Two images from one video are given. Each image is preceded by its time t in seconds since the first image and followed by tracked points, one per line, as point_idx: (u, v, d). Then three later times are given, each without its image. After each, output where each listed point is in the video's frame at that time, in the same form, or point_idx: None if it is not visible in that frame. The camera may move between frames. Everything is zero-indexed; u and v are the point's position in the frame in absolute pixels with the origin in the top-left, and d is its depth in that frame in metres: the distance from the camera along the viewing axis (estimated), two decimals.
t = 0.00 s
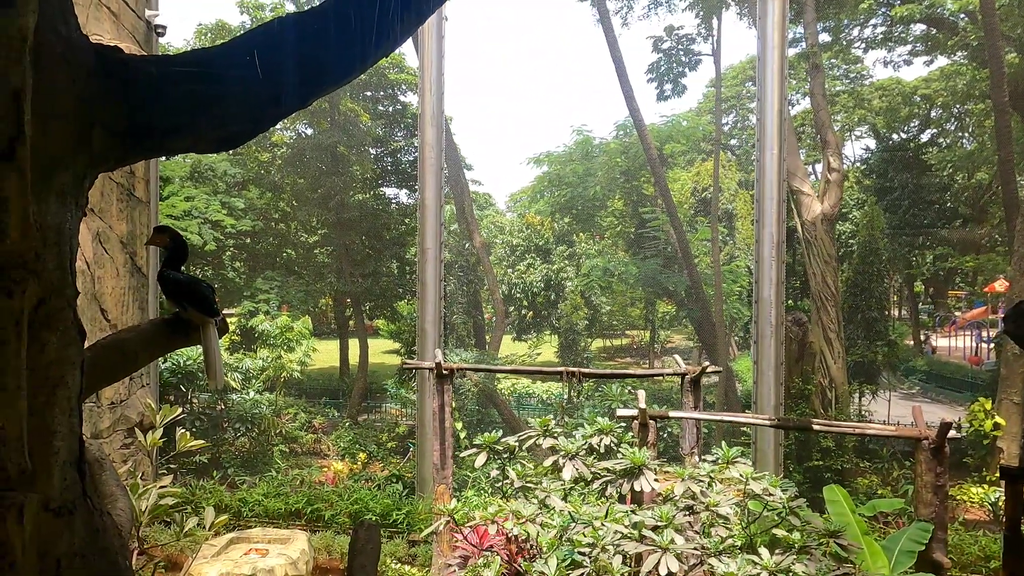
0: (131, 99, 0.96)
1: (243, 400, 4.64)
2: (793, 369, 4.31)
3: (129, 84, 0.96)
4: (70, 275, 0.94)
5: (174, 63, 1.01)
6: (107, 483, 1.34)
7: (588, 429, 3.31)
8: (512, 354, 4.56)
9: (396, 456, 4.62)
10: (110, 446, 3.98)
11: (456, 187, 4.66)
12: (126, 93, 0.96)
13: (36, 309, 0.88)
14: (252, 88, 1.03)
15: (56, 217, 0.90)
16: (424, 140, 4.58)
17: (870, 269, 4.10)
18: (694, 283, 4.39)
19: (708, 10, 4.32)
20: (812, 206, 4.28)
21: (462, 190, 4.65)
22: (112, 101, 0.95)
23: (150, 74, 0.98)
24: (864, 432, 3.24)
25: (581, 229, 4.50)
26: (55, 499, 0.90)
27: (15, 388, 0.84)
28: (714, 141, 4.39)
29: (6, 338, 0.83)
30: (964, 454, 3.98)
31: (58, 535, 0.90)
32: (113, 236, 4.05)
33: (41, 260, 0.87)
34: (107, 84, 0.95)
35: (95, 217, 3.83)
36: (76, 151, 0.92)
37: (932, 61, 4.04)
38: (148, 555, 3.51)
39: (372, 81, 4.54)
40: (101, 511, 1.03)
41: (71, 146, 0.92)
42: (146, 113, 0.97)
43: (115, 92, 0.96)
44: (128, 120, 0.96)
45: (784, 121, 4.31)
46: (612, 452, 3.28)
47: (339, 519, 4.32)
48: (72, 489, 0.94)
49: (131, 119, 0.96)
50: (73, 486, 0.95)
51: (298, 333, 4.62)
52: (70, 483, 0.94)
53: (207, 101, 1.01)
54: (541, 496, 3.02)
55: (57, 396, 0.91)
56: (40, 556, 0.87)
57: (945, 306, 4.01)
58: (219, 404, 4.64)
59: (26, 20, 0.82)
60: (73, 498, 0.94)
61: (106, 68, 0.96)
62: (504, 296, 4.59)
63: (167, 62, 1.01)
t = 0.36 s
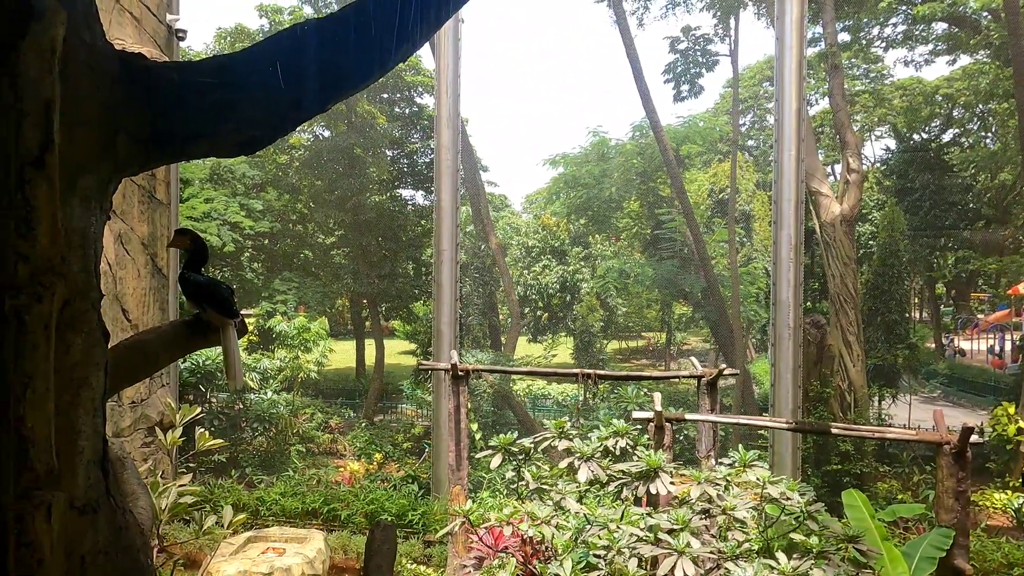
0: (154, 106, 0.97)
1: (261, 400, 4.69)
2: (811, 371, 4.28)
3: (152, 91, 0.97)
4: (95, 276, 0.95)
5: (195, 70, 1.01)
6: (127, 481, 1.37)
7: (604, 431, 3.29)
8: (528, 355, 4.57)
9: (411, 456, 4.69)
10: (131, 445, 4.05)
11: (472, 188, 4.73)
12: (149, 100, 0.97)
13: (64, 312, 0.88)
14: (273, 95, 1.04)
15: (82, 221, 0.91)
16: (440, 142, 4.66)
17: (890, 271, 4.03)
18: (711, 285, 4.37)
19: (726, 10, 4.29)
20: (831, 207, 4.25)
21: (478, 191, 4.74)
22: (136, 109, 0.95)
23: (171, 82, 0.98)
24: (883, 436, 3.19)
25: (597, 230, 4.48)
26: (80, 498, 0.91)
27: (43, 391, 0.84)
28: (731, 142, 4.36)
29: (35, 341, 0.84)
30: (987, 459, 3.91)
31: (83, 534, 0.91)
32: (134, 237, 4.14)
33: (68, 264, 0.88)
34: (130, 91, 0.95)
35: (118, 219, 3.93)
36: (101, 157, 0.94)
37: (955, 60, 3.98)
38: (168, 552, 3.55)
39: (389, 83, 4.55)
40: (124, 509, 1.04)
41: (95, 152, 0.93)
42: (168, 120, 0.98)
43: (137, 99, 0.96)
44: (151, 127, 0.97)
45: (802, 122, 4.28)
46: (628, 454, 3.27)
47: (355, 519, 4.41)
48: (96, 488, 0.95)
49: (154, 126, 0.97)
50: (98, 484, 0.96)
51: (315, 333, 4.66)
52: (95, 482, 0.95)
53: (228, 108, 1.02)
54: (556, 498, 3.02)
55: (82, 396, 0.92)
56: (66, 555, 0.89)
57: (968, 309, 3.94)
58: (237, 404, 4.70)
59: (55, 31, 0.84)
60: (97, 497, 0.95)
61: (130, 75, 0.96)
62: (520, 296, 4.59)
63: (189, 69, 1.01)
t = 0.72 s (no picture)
0: (171, 116, 0.97)
1: (273, 402, 4.72)
2: (824, 376, 4.24)
3: (169, 101, 0.98)
4: (113, 284, 0.89)
5: (212, 81, 1.03)
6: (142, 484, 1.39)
7: (615, 435, 3.29)
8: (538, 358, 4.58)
9: (422, 459, 4.73)
10: (147, 446, 4.11)
11: (483, 192, 4.79)
12: (166, 110, 0.97)
13: (86, 320, 0.83)
14: (287, 105, 1.06)
15: (101, 230, 0.87)
16: (452, 146, 4.70)
17: (904, 274, 4.01)
18: (722, 288, 4.35)
19: (737, 13, 4.28)
20: (844, 209, 4.21)
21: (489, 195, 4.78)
22: (154, 118, 0.96)
23: (189, 92, 1.00)
24: (896, 441, 3.18)
25: (607, 233, 4.47)
26: (101, 498, 0.85)
27: (68, 397, 0.79)
28: (743, 144, 4.35)
29: (57, 348, 0.78)
30: (1003, 464, 3.86)
31: (103, 534, 0.85)
32: (150, 241, 4.22)
33: (87, 271, 0.81)
34: (148, 101, 0.96)
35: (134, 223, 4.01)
36: (120, 168, 0.93)
37: (970, 62, 3.96)
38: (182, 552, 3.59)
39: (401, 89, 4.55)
40: (142, 510, 0.99)
41: (114, 162, 0.92)
42: (185, 129, 0.99)
43: (155, 109, 0.97)
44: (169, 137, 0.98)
45: (815, 124, 4.25)
46: (639, 458, 3.26)
47: (366, 521, 4.42)
48: (115, 489, 0.89)
49: (171, 135, 0.98)
50: (117, 486, 0.90)
51: (327, 336, 4.69)
52: (115, 482, 0.89)
53: (245, 117, 1.04)
54: (566, 501, 3.02)
55: (102, 400, 0.86)
56: (88, 558, 0.83)
57: (984, 312, 3.90)
58: (249, 406, 4.73)
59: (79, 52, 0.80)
60: (118, 497, 0.89)
61: (148, 85, 0.97)
62: (531, 298, 4.62)
63: (206, 79, 1.03)
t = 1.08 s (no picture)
0: (185, 133, 1.02)
1: (285, 404, 4.78)
2: (833, 379, 4.23)
3: (184, 120, 1.03)
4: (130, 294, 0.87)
5: (225, 101, 1.08)
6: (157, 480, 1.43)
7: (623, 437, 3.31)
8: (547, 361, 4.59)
9: (433, 461, 4.77)
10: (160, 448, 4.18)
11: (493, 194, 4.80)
12: (181, 128, 1.02)
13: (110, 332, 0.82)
14: (289, 120, 1.09)
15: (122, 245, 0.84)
16: (461, 151, 4.74)
17: (915, 276, 3.99)
18: (732, 291, 4.34)
19: (747, 15, 4.25)
20: (854, 212, 4.18)
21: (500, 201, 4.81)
22: (170, 137, 1.01)
23: (203, 112, 1.05)
24: (905, 445, 3.19)
25: (618, 236, 4.47)
26: (121, 497, 0.84)
27: (96, 403, 0.79)
28: (753, 147, 4.35)
29: (85, 359, 0.78)
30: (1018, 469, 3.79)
31: (123, 532, 0.84)
32: (165, 246, 4.28)
33: (111, 285, 0.81)
34: (165, 121, 1.01)
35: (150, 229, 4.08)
36: (139, 186, 0.97)
37: (984, 61, 3.92)
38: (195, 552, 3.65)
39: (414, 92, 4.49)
40: (157, 508, 0.98)
41: (134, 181, 0.95)
42: (198, 145, 1.03)
43: (172, 129, 1.02)
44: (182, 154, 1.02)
45: (823, 127, 4.25)
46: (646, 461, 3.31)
47: (376, 523, 4.41)
48: (134, 489, 0.88)
49: (186, 151, 1.02)
50: (136, 485, 0.88)
51: (339, 339, 4.77)
52: (134, 483, 0.88)
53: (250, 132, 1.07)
54: (574, 503, 3.04)
55: (123, 406, 0.85)
56: (109, 555, 0.82)
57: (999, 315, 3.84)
58: (262, 408, 4.79)
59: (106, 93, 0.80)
60: (137, 500, 0.88)
61: (166, 106, 1.03)
62: (541, 302, 4.67)
63: (219, 99, 1.08)
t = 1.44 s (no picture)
0: (186, 139, 0.99)
1: (295, 405, 4.83)
2: (842, 380, 4.21)
3: (184, 125, 1.00)
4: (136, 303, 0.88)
5: (226, 110, 1.05)
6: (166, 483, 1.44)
7: (627, 439, 3.38)
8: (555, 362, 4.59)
9: (441, 461, 4.77)
10: (172, 448, 4.25)
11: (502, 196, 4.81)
12: (181, 133, 0.99)
13: (112, 336, 0.82)
14: (291, 125, 1.05)
15: (125, 252, 0.83)
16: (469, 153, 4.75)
17: (927, 276, 3.94)
18: (742, 291, 4.33)
19: (755, 15, 4.21)
20: (863, 213, 4.17)
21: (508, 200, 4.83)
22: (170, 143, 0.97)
23: (205, 118, 1.01)
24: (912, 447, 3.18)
25: (627, 237, 4.45)
26: (124, 497, 0.84)
27: (97, 408, 0.79)
28: (764, 146, 4.33)
29: (83, 364, 0.78)
30: None
31: (126, 531, 0.84)
32: (176, 249, 4.33)
33: (115, 295, 0.81)
34: (167, 128, 0.98)
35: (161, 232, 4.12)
36: (141, 192, 0.92)
37: (998, 59, 3.87)
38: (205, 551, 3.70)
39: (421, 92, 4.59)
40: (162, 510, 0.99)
41: (136, 188, 0.91)
42: (199, 150, 1.00)
43: (172, 136, 0.98)
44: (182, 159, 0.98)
45: (831, 127, 4.24)
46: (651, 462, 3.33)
47: (386, 523, 4.47)
48: (137, 489, 0.88)
49: (187, 157, 0.98)
50: (139, 486, 0.89)
51: (348, 340, 4.82)
52: (137, 483, 0.88)
53: (251, 137, 1.03)
54: (580, 504, 3.05)
55: (126, 408, 0.85)
56: (112, 553, 0.81)
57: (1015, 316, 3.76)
58: (273, 408, 4.84)
59: (104, 121, 0.78)
60: (139, 499, 0.88)
61: (167, 113, 1.00)
62: (549, 302, 4.68)
63: (219, 108, 1.05)
